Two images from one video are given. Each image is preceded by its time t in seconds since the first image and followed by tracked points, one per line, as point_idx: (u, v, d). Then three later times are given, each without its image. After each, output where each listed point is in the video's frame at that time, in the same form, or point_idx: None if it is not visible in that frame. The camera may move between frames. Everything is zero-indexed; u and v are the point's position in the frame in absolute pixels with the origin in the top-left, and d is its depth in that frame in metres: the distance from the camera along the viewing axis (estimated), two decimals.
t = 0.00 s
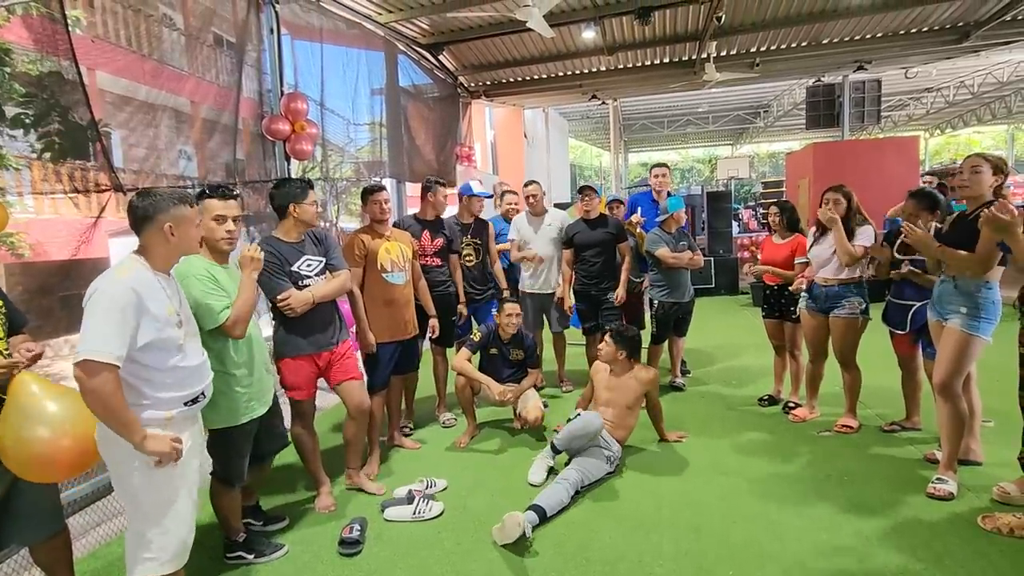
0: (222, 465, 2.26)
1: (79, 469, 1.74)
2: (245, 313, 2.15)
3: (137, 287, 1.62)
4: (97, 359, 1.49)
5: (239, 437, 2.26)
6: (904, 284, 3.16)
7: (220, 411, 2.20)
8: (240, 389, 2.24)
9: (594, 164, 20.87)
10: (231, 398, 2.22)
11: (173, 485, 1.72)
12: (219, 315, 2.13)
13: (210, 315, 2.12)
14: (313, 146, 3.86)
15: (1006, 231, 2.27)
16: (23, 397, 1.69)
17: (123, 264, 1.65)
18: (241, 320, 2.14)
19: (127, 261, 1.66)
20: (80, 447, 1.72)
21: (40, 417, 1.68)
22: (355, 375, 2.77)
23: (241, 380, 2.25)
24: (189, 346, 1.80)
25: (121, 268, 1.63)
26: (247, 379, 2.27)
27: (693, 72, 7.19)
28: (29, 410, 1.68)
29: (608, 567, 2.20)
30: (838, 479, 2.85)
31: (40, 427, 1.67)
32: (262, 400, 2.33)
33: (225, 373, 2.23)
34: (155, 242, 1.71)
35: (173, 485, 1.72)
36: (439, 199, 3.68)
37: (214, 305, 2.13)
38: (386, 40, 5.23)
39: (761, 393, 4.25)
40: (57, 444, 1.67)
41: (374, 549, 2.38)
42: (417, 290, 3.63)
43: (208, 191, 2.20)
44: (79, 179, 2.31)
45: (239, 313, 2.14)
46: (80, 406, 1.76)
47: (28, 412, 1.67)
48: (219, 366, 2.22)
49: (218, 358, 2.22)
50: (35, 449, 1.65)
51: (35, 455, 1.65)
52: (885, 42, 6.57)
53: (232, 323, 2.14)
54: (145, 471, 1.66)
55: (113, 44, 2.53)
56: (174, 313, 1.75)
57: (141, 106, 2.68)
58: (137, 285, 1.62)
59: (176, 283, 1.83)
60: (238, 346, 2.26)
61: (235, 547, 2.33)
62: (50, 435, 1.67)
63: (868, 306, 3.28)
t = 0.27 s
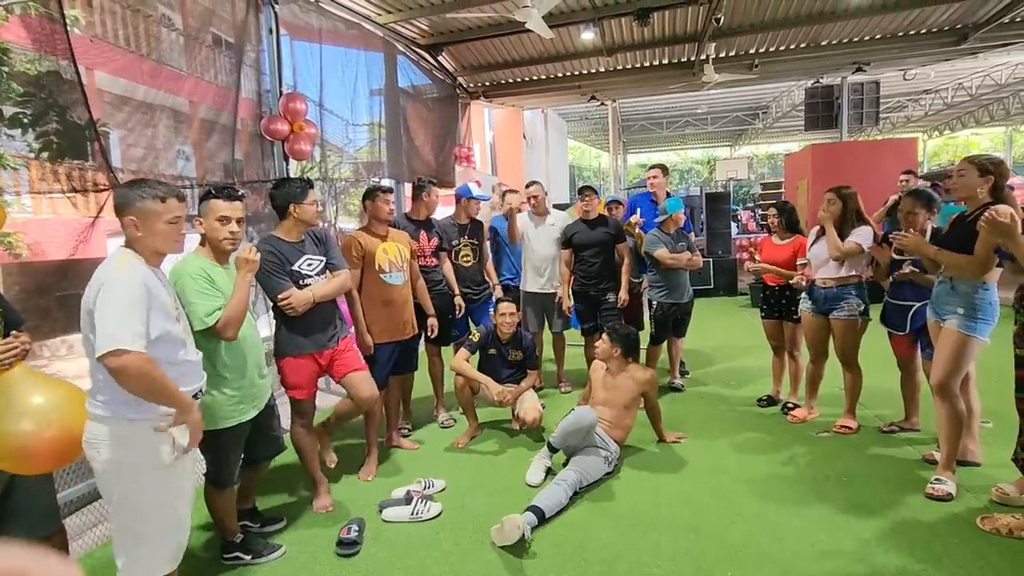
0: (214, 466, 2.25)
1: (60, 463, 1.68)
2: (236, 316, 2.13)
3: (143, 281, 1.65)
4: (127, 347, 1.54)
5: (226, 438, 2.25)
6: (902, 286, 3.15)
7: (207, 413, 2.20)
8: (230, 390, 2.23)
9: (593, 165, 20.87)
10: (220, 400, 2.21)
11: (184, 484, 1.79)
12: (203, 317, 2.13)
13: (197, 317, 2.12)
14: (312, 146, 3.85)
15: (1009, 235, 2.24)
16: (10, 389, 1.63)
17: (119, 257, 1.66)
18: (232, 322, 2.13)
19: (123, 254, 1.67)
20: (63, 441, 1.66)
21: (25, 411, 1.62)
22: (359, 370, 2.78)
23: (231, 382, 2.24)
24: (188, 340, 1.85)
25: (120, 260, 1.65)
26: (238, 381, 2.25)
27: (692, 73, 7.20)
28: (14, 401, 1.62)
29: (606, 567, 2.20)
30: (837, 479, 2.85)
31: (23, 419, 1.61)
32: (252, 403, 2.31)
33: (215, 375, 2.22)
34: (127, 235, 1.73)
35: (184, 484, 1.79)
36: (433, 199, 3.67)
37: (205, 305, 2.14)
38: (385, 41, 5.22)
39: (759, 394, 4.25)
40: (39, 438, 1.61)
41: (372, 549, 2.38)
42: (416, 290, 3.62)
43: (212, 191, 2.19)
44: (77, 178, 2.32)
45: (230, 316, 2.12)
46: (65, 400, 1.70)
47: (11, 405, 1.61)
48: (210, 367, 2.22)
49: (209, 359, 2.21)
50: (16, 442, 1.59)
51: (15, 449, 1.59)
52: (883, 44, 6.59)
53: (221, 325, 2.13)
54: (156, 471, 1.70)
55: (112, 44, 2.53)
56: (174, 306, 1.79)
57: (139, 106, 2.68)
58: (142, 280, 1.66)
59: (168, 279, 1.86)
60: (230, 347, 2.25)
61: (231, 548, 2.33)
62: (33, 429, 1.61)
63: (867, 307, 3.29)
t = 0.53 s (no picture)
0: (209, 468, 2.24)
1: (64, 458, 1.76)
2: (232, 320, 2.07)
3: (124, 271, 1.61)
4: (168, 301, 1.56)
5: (217, 442, 2.24)
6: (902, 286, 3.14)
7: (199, 415, 2.20)
8: (222, 394, 2.22)
9: (591, 166, 20.89)
10: (213, 403, 2.21)
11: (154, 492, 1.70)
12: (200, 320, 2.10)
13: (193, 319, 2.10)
14: (309, 147, 3.84)
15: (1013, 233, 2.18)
16: (11, 390, 1.71)
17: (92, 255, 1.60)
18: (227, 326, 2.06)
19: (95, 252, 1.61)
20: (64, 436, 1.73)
21: (27, 410, 1.70)
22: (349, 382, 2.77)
23: (224, 386, 2.23)
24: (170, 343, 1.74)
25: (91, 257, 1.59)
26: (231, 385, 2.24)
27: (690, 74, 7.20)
28: (16, 400, 1.70)
29: (603, 568, 2.19)
30: (835, 480, 2.85)
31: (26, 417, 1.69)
32: (245, 408, 2.29)
33: (209, 377, 2.22)
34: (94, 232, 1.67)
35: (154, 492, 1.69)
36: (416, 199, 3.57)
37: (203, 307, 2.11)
38: (383, 42, 5.22)
39: (757, 394, 4.25)
40: (41, 434, 1.69)
41: (369, 551, 2.37)
42: (413, 289, 3.60)
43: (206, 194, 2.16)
44: (72, 179, 2.31)
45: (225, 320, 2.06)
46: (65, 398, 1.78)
47: (14, 404, 1.70)
48: (204, 369, 2.22)
49: (204, 361, 2.22)
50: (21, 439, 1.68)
51: (19, 445, 1.68)
52: (879, 45, 6.61)
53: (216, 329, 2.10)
54: (118, 479, 1.62)
55: (108, 44, 2.52)
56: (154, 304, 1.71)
57: (135, 106, 2.67)
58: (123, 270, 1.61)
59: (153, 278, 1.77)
60: (224, 350, 2.24)
61: (227, 550, 2.32)
62: (34, 426, 1.69)
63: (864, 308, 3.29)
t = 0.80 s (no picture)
0: (207, 472, 2.24)
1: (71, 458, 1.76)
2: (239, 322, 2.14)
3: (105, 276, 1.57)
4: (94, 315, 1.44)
5: (220, 443, 2.24)
6: (901, 287, 3.13)
7: (205, 418, 2.20)
8: (226, 395, 2.23)
9: (588, 168, 20.92)
10: (217, 404, 2.22)
11: (141, 502, 1.65)
12: (208, 324, 2.11)
13: (201, 326, 2.10)
14: (306, 148, 3.83)
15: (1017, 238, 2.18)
16: (13, 393, 1.71)
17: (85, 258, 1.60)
18: (233, 330, 2.13)
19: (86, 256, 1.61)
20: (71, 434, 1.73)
21: (31, 410, 1.70)
22: (343, 380, 2.78)
23: (228, 387, 2.24)
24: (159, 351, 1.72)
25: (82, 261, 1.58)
26: (235, 386, 2.26)
27: (686, 76, 7.22)
28: (19, 403, 1.70)
29: (600, 569, 2.19)
30: (832, 480, 2.86)
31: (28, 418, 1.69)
32: (247, 407, 2.31)
33: (213, 379, 2.22)
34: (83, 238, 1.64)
35: (140, 502, 1.65)
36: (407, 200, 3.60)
37: (207, 311, 2.11)
38: (379, 44, 5.22)
39: (754, 395, 4.26)
40: (48, 432, 1.69)
41: (365, 554, 2.36)
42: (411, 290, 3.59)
43: (201, 197, 2.15)
44: (68, 181, 2.30)
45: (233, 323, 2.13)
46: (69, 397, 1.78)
47: (18, 405, 1.69)
48: (207, 372, 2.21)
49: (207, 364, 2.21)
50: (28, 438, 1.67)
51: (25, 446, 1.67)
52: (873, 47, 6.64)
53: (222, 334, 2.13)
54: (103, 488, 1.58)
55: (104, 46, 2.51)
56: (145, 308, 1.68)
57: (130, 108, 2.66)
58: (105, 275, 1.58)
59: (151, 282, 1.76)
60: (227, 353, 2.24)
61: (223, 553, 2.31)
62: (39, 425, 1.69)
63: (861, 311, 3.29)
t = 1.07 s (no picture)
0: (202, 477, 2.21)
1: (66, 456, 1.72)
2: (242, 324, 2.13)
3: (76, 286, 1.51)
4: None
5: (218, 446, 2.22)
6: (898, 286, 3.11)
7: (204, 421, 2.17)
8: (225, 397, 2.21)
9: (582, 169, 20.95)
10: (216, 406, 2.19)
11: (148, 508, 1.65)
12: (209, 329, 2.09)
13: (202, 329, 2.08)
14: (299, 150, 3.81)
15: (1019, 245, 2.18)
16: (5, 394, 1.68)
17: (72, 263, 1.56)
18: (234, 332, 2.12)
19: (75, 261, 1.57)
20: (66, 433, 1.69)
21: (24, 410, 1.67)
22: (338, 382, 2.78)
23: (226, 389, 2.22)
24: (157, 354, 1.71)
25: (69, 266, 1.55)
26: (234, 388, 2.24)
27: (679, 77, 7.23)
28: (11, 403, 1.67)
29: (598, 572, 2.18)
30: (828, 480, 2.86)
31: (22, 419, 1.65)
32: (245, 409, 2.30)
33: (211, 381, 2.19)
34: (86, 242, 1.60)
35: (147, 508, 1.64)
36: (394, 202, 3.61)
37: (206, 314, 2.10)
38: (372, 45, 5.21)
39: (750, 395, 4.27)
40: (43, 430, 1.66)
41: (362, 558, 2.35)
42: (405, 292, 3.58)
43: (199, 198, 2.13)
44: (58, 184, 2.28)
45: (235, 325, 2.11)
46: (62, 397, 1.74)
47: (10, 406, 1.66)
48: (205, 374, 2.19)
49: (204, 366, 2.19)
50: (22, 438, 1.64)
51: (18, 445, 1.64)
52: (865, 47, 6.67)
53: (224, 335, 2.11)
54: (111, 495, 1.57)
55: (94, 48, 2.49)
56: (131, 314, 1.62)
57: (121, 110, 2.64)
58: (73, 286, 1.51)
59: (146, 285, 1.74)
60: (225, 355, 2.24)
61: (218, 559, 2.29)
62: (32, 424, 1.65)
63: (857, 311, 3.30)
